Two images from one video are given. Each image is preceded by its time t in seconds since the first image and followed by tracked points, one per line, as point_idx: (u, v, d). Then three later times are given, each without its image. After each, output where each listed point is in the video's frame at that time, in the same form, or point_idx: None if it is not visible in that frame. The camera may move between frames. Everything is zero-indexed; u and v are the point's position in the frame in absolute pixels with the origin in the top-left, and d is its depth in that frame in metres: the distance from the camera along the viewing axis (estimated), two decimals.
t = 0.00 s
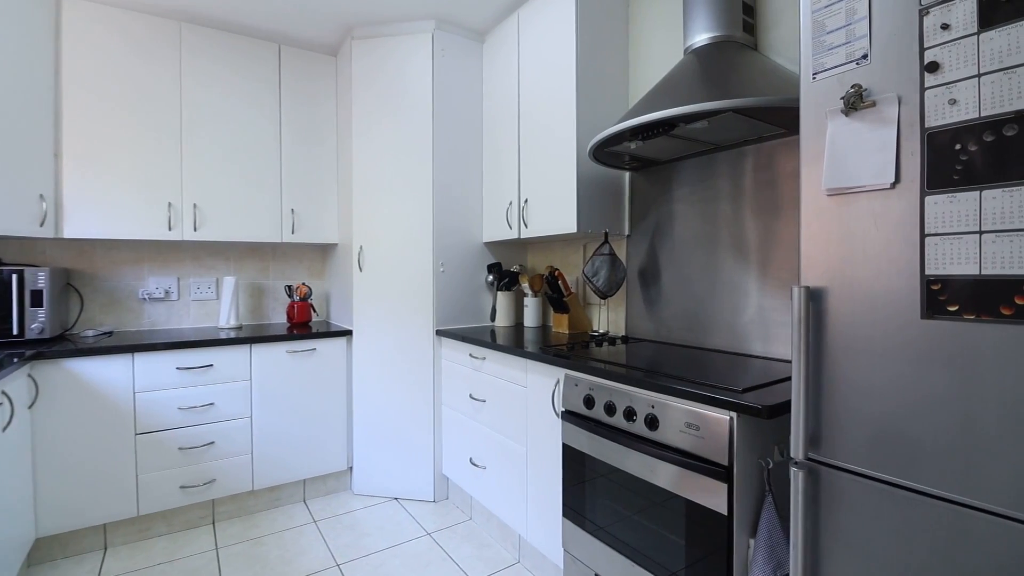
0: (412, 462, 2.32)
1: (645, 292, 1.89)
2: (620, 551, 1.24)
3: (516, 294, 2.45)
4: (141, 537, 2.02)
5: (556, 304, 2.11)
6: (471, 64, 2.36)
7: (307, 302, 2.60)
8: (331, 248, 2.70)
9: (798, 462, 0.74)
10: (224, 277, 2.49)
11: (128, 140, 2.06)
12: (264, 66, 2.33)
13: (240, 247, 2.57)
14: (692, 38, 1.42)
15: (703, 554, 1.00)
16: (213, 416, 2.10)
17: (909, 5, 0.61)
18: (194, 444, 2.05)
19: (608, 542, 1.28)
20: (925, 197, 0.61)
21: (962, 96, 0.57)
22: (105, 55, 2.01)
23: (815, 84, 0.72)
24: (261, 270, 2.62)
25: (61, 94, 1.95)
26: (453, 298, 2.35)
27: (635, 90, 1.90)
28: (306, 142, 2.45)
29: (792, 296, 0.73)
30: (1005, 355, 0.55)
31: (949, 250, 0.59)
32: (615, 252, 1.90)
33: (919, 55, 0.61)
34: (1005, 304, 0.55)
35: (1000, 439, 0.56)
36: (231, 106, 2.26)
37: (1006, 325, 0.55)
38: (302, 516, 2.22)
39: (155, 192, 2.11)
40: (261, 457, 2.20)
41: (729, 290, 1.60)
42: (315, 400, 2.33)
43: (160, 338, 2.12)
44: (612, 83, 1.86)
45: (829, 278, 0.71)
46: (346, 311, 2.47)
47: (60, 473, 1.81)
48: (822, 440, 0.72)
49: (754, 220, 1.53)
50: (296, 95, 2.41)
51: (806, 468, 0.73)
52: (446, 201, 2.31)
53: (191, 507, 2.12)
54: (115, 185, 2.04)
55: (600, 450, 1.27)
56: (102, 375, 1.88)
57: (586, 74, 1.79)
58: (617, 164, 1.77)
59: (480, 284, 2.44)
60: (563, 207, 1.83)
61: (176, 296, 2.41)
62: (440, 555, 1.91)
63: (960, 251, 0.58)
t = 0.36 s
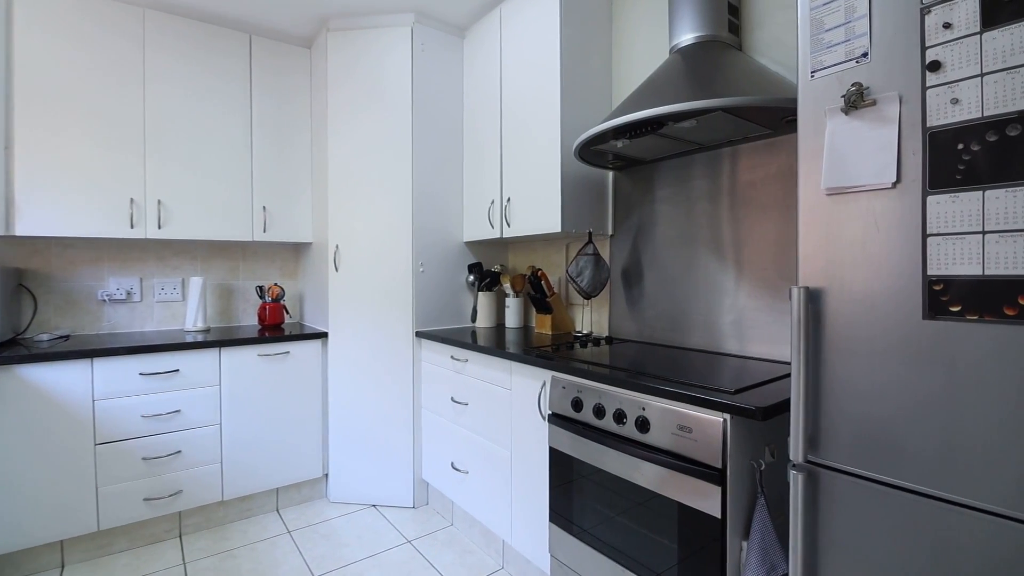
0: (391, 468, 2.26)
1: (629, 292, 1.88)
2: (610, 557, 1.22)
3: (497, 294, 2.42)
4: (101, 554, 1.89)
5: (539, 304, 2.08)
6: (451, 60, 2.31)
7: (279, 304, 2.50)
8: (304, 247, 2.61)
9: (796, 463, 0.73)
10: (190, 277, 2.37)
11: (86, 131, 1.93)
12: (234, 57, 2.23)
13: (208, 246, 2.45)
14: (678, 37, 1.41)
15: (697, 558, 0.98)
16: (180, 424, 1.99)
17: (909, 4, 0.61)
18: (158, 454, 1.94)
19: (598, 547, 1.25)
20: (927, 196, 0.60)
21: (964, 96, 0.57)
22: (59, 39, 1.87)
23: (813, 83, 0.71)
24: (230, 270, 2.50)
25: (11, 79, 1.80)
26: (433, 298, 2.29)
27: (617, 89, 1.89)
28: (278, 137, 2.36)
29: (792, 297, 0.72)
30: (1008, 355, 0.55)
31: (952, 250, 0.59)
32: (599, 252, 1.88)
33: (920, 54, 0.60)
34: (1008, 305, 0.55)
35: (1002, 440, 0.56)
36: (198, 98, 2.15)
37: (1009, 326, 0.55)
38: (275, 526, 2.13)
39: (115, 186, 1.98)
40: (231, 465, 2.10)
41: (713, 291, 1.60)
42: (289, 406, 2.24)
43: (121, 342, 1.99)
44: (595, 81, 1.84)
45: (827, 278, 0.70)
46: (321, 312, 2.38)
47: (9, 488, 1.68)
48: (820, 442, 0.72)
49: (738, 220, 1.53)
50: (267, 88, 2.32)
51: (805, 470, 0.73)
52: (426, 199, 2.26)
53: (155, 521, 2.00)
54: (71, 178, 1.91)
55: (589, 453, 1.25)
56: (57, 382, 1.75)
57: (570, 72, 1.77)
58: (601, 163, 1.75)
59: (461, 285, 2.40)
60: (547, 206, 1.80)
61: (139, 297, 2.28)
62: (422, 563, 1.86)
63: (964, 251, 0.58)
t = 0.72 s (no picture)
0: (373, 472, 2.19)
1: (616, 291, 1.87)
2: (603, 560, 1.20)
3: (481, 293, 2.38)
4: (63, 569, 1.78)
5: (524, 303, 2.05)
6: (434, 53, 2.26)
7: (253, 303, 2.40)
8: (280, 245, 2.51)
9: (799, 462, 0.72)
10: (159, 275, 2.26)
11: (45, 119, 1.81)
12: (205, 45, 2.13)
13: (178, 243, 2.34)
14: (667, 32, 1.40)
15: (694, 559, 0.97)
16: (148, 430, 1.89)
17: None
18: (125, 462, 1.84)
19: (590, 550, 1.23)
20: (933, 189, 0.59)
21: (971, 88, 0.56)
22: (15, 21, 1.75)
23: (815, 75, 0.70)
24: (201, 268, 2.40)
25: None
26: (415, 297, 2.24)
27: (603, 85, 1.87)
28: (253, 129, 2.26)
29: (794, 292, 0.71)
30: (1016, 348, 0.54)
31: (958, 243, 0.58)
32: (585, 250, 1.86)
33: (926, 45, 0.59)
34: (1016, 299, 0.54)
35: (1010, 434, 0.55)
36: (167, 86, 2.04)
37: (1019, 320, 0.54)
38: (251, 535, 2.04)
39: (77, 179, 1.87)
40: (204, 472, 2.00)
41: (700, 288, 1.59)
42: (265, 409, 2.15)
43: (83, 344, 1.88)
44: (582, 77, 1.82)
45: (831, 273, 0.69)
46: (298, 312, 2.30)
47: None
48: (823, 440, 0.71)
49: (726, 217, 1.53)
50: (241, 78, 2.22)
51: (808, 469, 0.72)
52: (409, 196, 2.20)
53: (122, 532, 1.90)
54: (28, 170, 1.79)
55: (580, 454, 1.23)
56: (13, 387, 1.64)
57: (556, 66, 1.74)
58: (588, 159, 1.73)
59: (444, 283, 2.35)
60: (534, 202, 1.77)
61: (103, 297, 2.16)
62: (406, 569, 1.80)
63: (971, 244, 0.57)
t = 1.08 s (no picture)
0: (359, 475, 2.14)
1: (607, 289, 1.85)
2: (600, 563, 1.18)
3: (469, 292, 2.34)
4: None
5: (515, 302, 2.02)
6: (421, 47, 2.22)
7: (233, 303, 2.31)
8: (261, 243, 2.44)
9: (807, 461, 0.71)
10: (133, 274, 2.17)
11: (10, 109, 1.71)
12: (183, 34, 2.05)
13: (153, 240, 2.24)
14: (661, 28, 1.39)
15: (695, 561, 0.96)
16: (123, 436, 1.80)
17: None
18: (98, 469, 1.75)
19: (587, 554, 1.21)
20: (945, 183, 0.59)
21: (984, 81, 0.56)
22: None
23: (823, 67, 0.69)
24: (178, 267, 2.31)
25: None
26: (403, 296, 2.19)
27: (595, 82, 1.85)
28: (233, 123, 2.19)
29: (803, 288, 0.70)
30: None
31: (971, 238, 0.57)
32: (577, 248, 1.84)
33: (938, 37, 0.59)
34: None
35: None
36: (141, 76, 1.96)
37: None
38: (232, 543, 1.97)
39: (45, 172, 1.77)
40: (182, 479, 1.93)
41: (693, 286, 1.59)
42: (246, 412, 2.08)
43: (52, 345, 1.79)
44: (573, 73, 1.80)
45: (840, 268, 0.68)
46: (281, 312, 2.23)
47: None
48: (832, 439, 0.70)
49: (719, 215, 1.53)
50: (221, 69, 2.14)
51: (816, 468, 0.70)
52: (396, 193, 2.15)
53: (94, 543, 1.81)
54: None
55: (577, 456, 1.20)
56: None
57: (548, 62, 1.71)
58: (581, 156, 1.71)
59: (432, 282, 2.30)
60: (526, 199, 1.75)
61: (73, 296, 2.06)
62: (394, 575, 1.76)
63: (984, 239, 0.56)
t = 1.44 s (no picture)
0: (348, 481, 2.09)
1: (601, 289, 1.83)
2: (599, 569, 1.16)
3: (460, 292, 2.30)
4: None
5: (508, 302, 1.99)
6: (411, 41, 2.17)
7: (216, 303, 2.24)
8: (245, 241, 2.37)
9: (820, 465, 0.70)
10: (110, 274, 2.08)
11: None
12: (162, 24, 1.97)
13: (131, 239, 2.16)
14: (658, 24, 1.37)
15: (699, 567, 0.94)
16: (99, 443, 1.73)
17: None
18: (73, 478, 1.67)
19: (586, 559, 1.19)
20: (963, 179, 0.57)
21: (1004, 74, 0.54)
22: None
23: (834, 60, 0.67)
24: (158, 266, 2.23)
25: None
26: (393, 296, 2.14)
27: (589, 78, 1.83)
28: (215, 117, 2.12)
29: (816, 287, 0.68)
30: None
31: (991, 235, 0.56)
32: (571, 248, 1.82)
33: (955, 28, 0.57)
34: None
35: None
36: (118, 68, 1.88)
37: None
38: (216, 553, 1.90)
39: (16, 166, 1.69)
40: (162, 487, 1.85)
41: (689, 286, 1.57)
42: (230, 417, 2.02)
43: (23, 349, 1.70)
44: (567, 69, 1.78)
45: (853, 267, 0.66)
46: (266, 313, 2.16)
47: None
48: (846, 442, 0.68)
49: (715, 214, 1.51)
50: (202, 61, 2.07)
51: (829, 473, 0.69)
52: (385, 190, 2.11)
53: (68, 555, 1.73)
54: None
55: (575, 460, 1.18)
56: None
57: (542, 58, 1.69)
58: (576, 153, 1.69)
59: (423, 282, 2.26)
60: (520, 197, 1.72)
61: (46, 297, 1.97)
62: None
63: (1005, 236, 0.55)
